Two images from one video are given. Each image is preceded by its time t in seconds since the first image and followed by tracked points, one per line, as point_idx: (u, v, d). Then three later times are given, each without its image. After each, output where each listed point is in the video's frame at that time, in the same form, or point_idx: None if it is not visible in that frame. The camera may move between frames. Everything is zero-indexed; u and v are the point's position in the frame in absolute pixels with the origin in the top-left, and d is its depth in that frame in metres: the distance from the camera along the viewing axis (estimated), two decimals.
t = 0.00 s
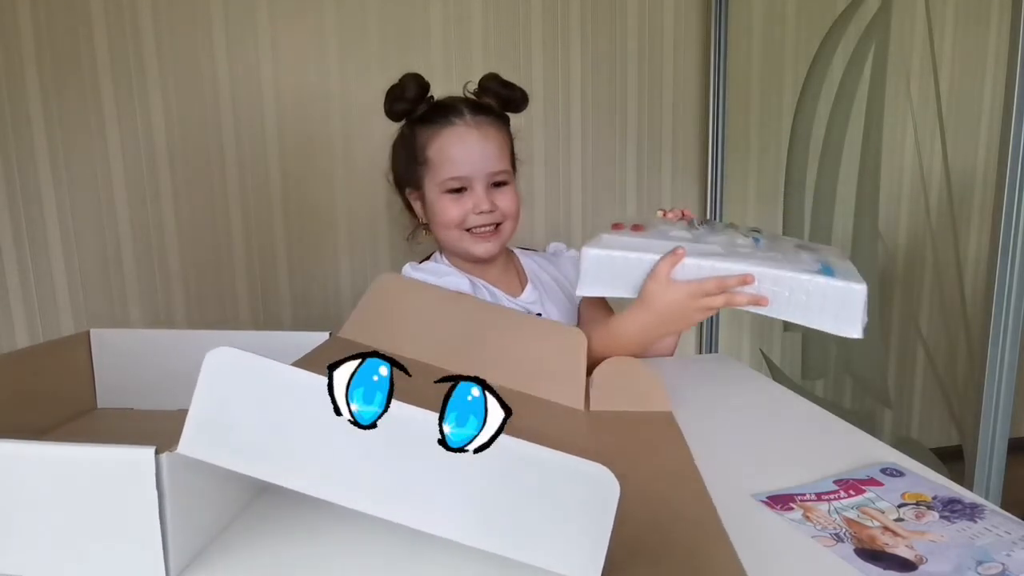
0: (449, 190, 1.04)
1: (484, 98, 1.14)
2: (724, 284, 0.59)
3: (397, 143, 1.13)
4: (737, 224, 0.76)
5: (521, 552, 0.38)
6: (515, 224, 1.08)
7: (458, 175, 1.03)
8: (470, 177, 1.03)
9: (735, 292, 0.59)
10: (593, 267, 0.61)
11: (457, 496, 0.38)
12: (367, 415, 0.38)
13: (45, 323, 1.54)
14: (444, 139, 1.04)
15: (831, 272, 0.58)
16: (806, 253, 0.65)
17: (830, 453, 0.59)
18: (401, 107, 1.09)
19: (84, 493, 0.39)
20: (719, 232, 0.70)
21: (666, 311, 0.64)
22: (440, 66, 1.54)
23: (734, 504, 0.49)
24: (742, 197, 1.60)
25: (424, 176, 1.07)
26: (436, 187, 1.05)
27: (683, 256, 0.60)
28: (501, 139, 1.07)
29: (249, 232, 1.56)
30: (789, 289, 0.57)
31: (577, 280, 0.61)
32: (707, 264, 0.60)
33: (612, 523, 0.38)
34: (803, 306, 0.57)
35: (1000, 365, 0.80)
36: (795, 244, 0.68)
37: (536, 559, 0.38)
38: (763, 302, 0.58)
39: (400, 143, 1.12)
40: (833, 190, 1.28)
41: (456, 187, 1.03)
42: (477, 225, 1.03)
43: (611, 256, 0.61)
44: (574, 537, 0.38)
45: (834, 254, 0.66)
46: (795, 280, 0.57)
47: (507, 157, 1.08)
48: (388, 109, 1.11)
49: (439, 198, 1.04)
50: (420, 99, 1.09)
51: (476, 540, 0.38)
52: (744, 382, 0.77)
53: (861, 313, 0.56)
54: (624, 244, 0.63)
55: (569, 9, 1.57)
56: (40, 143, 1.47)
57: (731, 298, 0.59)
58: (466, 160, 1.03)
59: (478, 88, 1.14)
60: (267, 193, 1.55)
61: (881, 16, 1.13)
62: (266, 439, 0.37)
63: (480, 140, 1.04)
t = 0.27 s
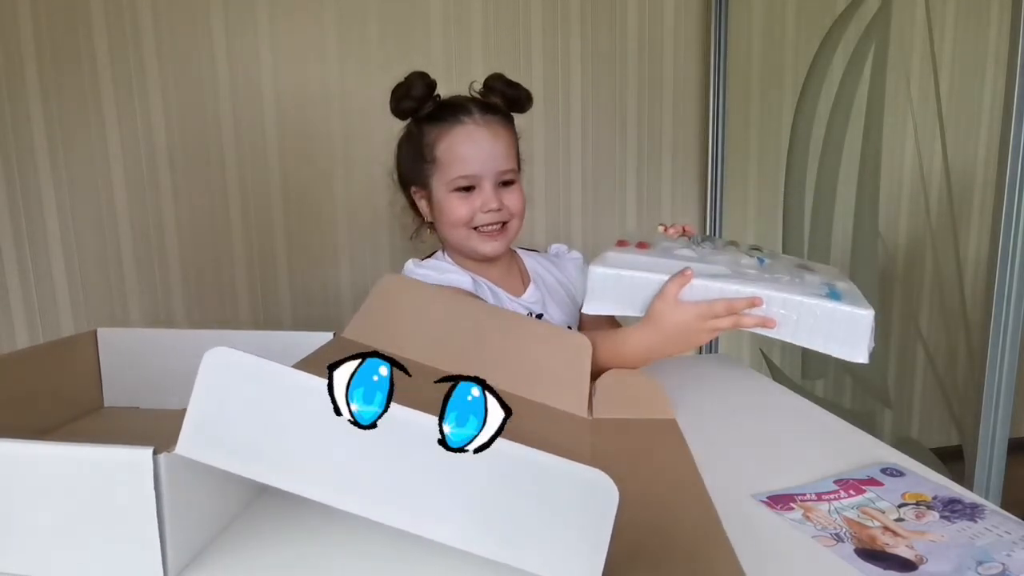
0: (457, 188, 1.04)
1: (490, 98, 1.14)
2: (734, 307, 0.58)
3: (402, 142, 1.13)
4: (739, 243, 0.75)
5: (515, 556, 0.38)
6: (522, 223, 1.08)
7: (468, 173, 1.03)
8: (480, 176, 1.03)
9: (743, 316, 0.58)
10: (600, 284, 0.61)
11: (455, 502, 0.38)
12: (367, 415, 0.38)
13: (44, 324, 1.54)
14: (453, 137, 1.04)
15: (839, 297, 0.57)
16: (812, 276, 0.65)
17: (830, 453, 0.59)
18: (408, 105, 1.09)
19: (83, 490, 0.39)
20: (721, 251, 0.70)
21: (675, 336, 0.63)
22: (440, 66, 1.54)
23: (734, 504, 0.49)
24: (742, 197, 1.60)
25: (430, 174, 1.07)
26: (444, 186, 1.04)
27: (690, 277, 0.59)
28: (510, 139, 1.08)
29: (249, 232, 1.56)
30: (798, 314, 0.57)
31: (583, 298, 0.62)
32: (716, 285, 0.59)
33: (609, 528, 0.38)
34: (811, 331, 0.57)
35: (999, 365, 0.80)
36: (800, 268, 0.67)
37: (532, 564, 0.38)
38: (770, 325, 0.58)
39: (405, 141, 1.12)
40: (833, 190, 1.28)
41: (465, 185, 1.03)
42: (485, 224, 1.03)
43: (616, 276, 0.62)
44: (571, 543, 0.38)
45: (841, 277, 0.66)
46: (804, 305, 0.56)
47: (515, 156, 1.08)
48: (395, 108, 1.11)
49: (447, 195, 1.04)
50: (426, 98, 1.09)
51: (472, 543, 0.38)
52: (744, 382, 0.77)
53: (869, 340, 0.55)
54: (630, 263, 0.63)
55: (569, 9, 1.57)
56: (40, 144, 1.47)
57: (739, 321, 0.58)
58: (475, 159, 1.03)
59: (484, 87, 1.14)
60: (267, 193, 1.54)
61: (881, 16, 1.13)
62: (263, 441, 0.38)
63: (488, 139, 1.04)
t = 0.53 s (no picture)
0: (467, 185, 1.04)
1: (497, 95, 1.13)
2: (738, 304, 0.60)
3: (411, 140, 1.13)
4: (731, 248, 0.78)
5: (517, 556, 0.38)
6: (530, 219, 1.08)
7: (478, 170, 1.03)
8: (489, 172, 1.03)
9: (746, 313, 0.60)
10: (608, 283, 0.61)
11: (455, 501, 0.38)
12: (367, 415, 0.38)
13: (44, 324, 1.54)
14: (463, 134, 1.04)
15: (837, 297, 0.59)
16: (807, 279, 0.67)
17: (830, 453, 0.59)
18: (417, 103, 1.09)
19: (83, 490, 0.39)
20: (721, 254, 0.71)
21: (680, 331, 0.65)
22: (440, 67, 1.54)
23: (735, 504, 0.49)
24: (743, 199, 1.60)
25: (439, 171, 1.07)
26: (454, 183, 1.04)
27: (698, 275, 0.61)
28: (519, 137, 1.08)
29: (249, 232, 1.56)
30: (800, 313, 0.58)
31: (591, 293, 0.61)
32: (720, 283, 0.61)
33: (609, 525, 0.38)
34: (810, 330, 0.59)
35: (1000, 366, 0.80)
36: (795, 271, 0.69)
37: (535, 565, 0.38)
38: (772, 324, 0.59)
39: (415, 139, 1.12)
40: (833, 190, 1.29)
41: (475, 182, 1.03)
42: (496, 220, 1.03)
43: (625, 272, 0.62)
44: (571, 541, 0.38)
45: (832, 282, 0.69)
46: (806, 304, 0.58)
47: (524, 153, 1.08)
48: (403, 106, 1.10)
49: (457, 192, 1.04)
50: (435, 97, 1.09)
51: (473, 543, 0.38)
52: (747, 382, 0.77)
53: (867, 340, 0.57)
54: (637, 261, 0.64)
55: (569, 9, 1.57)
56: (40, 144, 1.47)
57: (743, 319, 0.59)
58: (485, 156, 1.03)
59: (491, 84, 1.14)
60: (267, 193, 1.55)
61: (881, 16, 1.13)
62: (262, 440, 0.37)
63: (497, 136, 1.04)
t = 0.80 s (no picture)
0: (479, 183, 1.04)
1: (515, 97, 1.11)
2: (744, 335, 0.65)
3: (426, 136, 1.12)
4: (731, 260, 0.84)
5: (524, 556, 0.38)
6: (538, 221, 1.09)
7: (491, 169, 1.03)
8: (502, 173, 1.03)
9: (750, 345, 0.65)
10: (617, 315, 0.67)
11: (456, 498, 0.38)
12: (367, 416, 0.38)
13: (44, 323, 1.54)
14: (478, 132, 1.04)
15: (834, 327, 0.64)
16: (804, 300, 0.73)
17: (830, 453, 0.59)
18: (436, 100, 1.07)
19: (82, 489, 0.39)
20: (724, 275, 0.77)
21: (681, 368, 0.67)
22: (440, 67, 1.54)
23: (735, 504, 0.49)
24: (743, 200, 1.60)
25: (451, 167, 1.07)
26: (466, 180, 1.05)
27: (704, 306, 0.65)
28: (534, 138, 1.07)
29: (249, 232, 1.56)
30: (801, 344, 0.64)
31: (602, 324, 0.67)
32: (724, 316, 0.66)
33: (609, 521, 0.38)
34: (811, 359, 0.64)
35: (1000, 366, 0.80)
36: (789, 291, 0.75)
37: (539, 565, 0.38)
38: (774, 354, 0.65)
39: (430, 135, 1.11)
40: (833, 189, 1.29)
41: (486, 181, 1.04)
42: (505, 220, 1.04)
43: (635, 304, 0.67)
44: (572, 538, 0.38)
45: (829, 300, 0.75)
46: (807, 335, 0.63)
47: (537, 154, 1.08)
48: (422, 102, 1.09)
49: (468, 190, 1.05)
50: (454, 95, 1.08)
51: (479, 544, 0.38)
52: (747, 381, 0.77)
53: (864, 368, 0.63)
54: (646, 292, 0.69)
55: (569, 9, 1.57)
56: (40, 143, 1.47)
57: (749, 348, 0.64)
58: (499, 156, 1.03)
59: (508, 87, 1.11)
60: (267, 192, 1.55)
61: (881, 15, 1.13)
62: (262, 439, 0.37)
63: (510, 137, 1.04)
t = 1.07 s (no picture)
0: (479, 184, 1.04)
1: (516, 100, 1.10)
2: (736, 359, 0.67)
3: (428, 137, 1.11)
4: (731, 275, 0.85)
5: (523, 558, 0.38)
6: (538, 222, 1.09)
7: (492, 170, 1.03)
8: (502, 174, 1.03)
9: (743, 368, 0.68)
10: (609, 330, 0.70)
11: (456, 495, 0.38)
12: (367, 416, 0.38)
13: (45, 323, 1.54)
14: (478, 134, 1.04)
15: (827, 355, 0.68)
16: (800, 323, 0.75)
17: (829, 453, 0.59)
18: (438, 102, 1.07)
19: (82, 490, 0.39)
20: (719, 289, 0.80)
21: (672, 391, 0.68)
22: (440, 67, 1.54)
23: (735, 505, 0.49)
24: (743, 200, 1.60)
25: (452, 168, 1.07)
26: (467, 181, 1.05)
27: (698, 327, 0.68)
28: (534, 139, 1.08)
29: (249, 232, 1.56)
30: (789, 370, 0.67)
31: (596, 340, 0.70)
32: (717, 340, 0.68)
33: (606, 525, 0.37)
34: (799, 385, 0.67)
35: (1000, 367, 0.80)
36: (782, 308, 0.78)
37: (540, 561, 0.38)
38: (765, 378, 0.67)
39: (432, 136, 1.10)
40: (833, 189, 1.29)
41: (487, 182, 1.04)
42: (505, 221, 1.04)
43: (627, 320, 0.70)
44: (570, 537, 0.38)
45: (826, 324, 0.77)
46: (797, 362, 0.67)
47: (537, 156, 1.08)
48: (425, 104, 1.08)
49: (469, 191, 1.05)
50: (456, 97, 1.07)
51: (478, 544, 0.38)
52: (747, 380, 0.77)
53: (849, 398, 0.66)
54: (639, 309, 0.72)
55: (568, 9, 1.56)
56: (41, 143, 1.47)
57: (740, 373, 0.67)
58: (500, 157, 1.03)
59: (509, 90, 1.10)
60: (267, 192, 1.55)
61: (881, 15, 1.13)
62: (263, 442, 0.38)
63: (512, 139, 1.04)
